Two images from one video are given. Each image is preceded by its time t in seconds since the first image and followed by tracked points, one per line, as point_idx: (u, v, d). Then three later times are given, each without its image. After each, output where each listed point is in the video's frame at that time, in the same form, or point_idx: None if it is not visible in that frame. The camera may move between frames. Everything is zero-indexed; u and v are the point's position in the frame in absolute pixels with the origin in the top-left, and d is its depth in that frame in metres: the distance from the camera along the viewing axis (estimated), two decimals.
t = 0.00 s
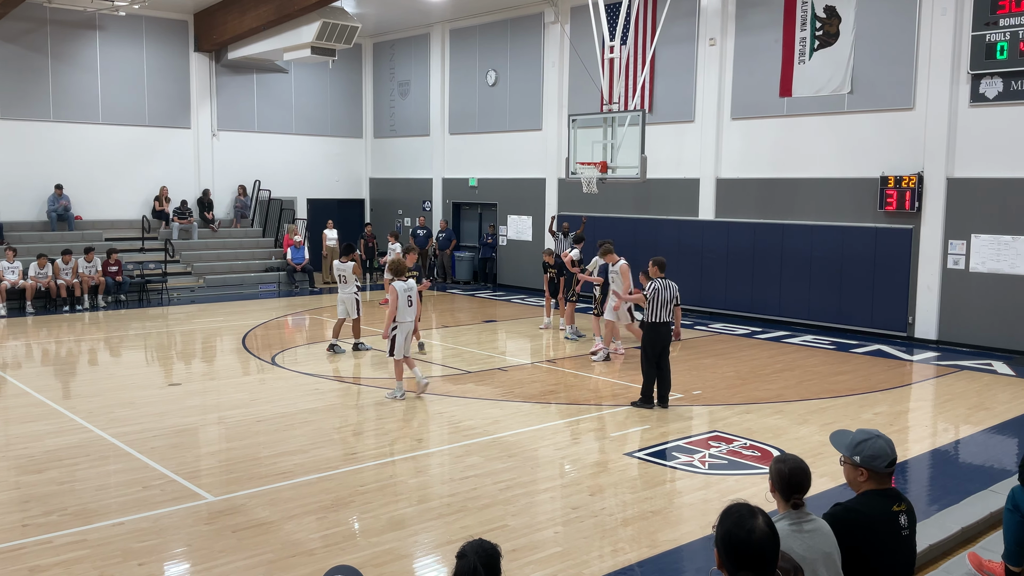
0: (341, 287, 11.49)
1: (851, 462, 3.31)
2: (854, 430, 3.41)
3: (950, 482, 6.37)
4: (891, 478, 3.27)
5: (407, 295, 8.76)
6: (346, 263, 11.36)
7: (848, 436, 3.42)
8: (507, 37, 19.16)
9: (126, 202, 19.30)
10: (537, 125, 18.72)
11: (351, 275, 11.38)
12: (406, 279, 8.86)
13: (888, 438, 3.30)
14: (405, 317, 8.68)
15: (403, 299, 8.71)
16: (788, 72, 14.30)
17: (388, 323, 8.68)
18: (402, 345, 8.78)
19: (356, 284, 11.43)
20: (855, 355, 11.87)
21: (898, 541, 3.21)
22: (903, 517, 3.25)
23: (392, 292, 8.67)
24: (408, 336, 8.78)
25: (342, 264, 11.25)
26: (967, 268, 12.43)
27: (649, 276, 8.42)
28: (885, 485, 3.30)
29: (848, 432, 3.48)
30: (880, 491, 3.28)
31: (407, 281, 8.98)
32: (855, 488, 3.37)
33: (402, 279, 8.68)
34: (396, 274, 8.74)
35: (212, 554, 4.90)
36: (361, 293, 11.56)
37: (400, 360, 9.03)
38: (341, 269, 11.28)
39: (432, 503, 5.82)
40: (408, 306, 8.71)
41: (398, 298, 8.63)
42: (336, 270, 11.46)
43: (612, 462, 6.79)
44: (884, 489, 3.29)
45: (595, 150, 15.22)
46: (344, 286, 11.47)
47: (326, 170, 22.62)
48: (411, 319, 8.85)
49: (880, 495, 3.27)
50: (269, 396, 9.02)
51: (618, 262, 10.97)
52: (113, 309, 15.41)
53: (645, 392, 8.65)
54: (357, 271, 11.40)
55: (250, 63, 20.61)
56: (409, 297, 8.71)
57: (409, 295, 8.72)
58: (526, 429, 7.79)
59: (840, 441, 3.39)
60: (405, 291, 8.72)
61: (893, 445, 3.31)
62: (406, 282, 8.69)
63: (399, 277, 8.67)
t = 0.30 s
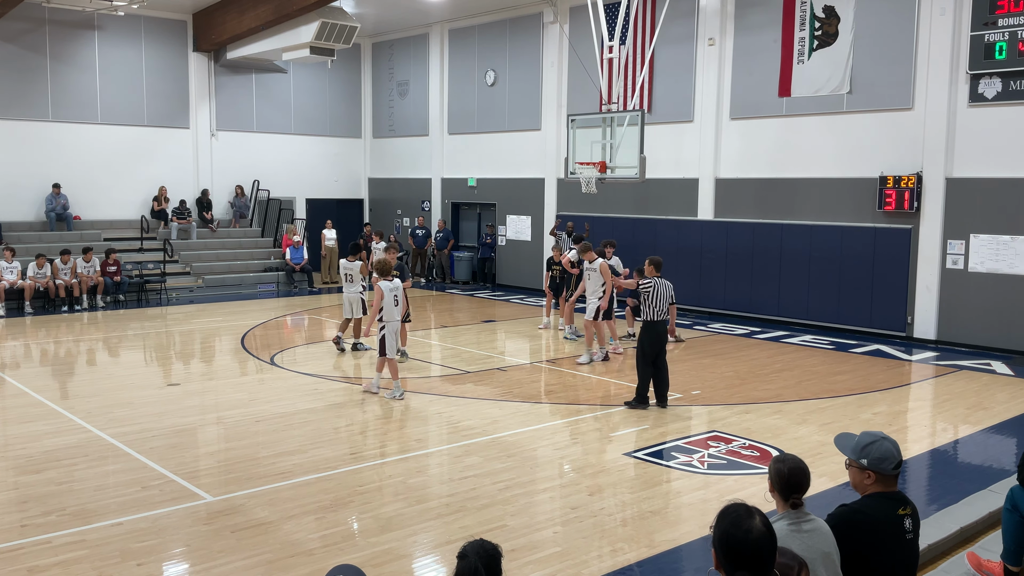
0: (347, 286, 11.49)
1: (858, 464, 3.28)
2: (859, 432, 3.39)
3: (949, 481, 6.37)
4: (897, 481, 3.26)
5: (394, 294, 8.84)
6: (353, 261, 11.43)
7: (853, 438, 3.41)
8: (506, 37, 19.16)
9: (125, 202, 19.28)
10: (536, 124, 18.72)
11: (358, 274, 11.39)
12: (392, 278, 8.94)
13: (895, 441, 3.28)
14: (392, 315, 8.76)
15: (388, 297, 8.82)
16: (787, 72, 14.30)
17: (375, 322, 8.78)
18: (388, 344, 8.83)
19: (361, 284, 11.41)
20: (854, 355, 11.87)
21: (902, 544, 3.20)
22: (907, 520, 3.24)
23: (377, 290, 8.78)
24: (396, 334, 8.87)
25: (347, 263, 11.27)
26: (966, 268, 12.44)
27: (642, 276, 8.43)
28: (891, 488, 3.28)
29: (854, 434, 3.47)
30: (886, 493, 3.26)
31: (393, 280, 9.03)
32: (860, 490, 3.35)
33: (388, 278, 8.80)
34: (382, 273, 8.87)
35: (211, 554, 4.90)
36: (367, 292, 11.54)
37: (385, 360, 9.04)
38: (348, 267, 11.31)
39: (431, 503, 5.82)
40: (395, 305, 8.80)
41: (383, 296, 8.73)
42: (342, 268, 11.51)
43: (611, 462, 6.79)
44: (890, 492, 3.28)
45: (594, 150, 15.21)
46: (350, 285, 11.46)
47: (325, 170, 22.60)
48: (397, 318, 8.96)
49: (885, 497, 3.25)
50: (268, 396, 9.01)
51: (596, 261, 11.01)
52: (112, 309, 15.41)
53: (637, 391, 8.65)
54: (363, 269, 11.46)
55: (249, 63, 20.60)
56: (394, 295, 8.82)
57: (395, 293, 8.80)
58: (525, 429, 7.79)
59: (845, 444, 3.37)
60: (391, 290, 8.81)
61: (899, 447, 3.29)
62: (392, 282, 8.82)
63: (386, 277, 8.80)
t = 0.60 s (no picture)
0: (349, 287, 11.49)
1: (859, 464, 3.30)
2: (861, 433, 3.41)
3: (949, 482, 6.37)
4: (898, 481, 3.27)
5: (377, 294, 8.87)
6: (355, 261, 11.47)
7: (854, 439, 3.42)
8: (505, 37, 19.16)
9: (124, 202, 19.28)
10: (536, 124, 18.72)
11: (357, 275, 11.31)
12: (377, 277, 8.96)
13: (895, 441, 3.30)
14: (374, 315, 8.82)
15: (371, 297, 8.85)
16: (787, 72, 14.30)
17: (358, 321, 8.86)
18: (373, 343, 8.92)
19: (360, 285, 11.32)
20: (854, 355, 11.87)
21: (903, 544, 3.20)
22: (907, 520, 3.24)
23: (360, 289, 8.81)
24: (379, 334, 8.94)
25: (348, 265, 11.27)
26: (965, 268, 12.44)
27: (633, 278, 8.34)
28: (892, 488, 3.29)
29: (854, 434, 3.48)
30: (886, 493, 3.27)
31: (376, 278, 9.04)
32: (861, 490, 3.36)
33: (373, 278, 8.82)
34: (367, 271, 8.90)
35: (211, 554, 4.90)
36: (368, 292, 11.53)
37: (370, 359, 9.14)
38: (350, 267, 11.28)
39: (431, 503, 5.82)
40: (377, 305, 8.84)
41: (365, 295, 8.75)
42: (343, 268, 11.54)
43: (611, 462, 6.79)
44: (890, 492, 3.28)
45: (594, 150, 15.21)
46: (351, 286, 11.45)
47: (325, 169, 22.60)
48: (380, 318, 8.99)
49: (885, 497, 3.26)
50: (268, 396, 9.01)
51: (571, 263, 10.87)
52: (112, 309, 15.40)
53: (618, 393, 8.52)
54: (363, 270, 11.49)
55: (249, 63, 20.61)
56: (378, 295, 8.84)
57: (378, 293, 8.83)
58: (524, 429, 7.79)
59: (846, 444, 3.38)
60: (374, 290, 8.83)
61: (900, 447, 3.30)
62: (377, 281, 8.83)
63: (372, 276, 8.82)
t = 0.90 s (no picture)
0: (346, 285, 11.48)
1: (845, 459, 3.32)
2: (848, 428, 3.42)
3: (949, 481, 6.37)
4: (883, 475, 3.27)
5: (358, 291, 8.92)
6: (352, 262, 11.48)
7: (841, 434, 3.43)
8: (505, 37, 19.16)
9: (125, 202, 19.28)
10: (536, 124, 18.72)
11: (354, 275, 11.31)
12: (362, 275, 8.98)
13: (881, 435, 3.31)
14: (351, 312, 8.90)
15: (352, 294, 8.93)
16: (787, 71, 14.29)
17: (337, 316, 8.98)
18: (351, 339, 9.05)
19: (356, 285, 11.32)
20: (854, 355, 11.86)
21: (890, 537, 3.19)
22: (893, 513, 3.23)
23: (341, 285, 8.90)
24: (356, 330, 9.02)
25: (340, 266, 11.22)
26: (965, 268, 12.44)
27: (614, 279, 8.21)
28: (877, 482, 3.30)
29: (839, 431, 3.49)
30: (872, 487, 3.28)
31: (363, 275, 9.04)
32: (848, 485, 3.37)
33: (355, 276, 8.89)
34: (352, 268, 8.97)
35: (210, 554, 4.90)
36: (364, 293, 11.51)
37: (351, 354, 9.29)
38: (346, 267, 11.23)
39: (431, 503, 5.82)
40: (356, 302, 8.89)
41: (344, 292, 8.85)
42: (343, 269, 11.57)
43: (611, 462, 6.79)
44: (876, 486, 3.29)
45: (594, 150, 15.20)
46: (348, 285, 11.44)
47: (325, 169, 22.59)
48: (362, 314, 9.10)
49: (871, 491, 3.27)
50: (268, 396, 9.01)
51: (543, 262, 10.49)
52: (112, 309, 15.39)
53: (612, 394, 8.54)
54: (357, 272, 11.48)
55: (250, 63, 20.61)
56: (359, 293, 8.93)
57: (358, 291, 8.88)
58: (524, 429, 7.79)
59: (833, 439, 3.40)
60: (355, 288, 8.88)
61: (886, 442, 3.31)
62: (361, 280, 8.90)
63: (356, 274, 8.88)
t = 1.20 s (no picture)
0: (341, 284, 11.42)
1: (820, 455, 3.47)
2: (825, 424, 3.56)
3: (949, 481, 6.37)
4: (860, 468, 3.41)
5: (329, 295, 8.88)
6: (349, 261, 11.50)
7: (821, 431, 3.57)
8: (506, 37, 19.16)
9: (125, 202, 19.28)
10: (536, 124, 18.72)
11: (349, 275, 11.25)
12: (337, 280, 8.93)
13: (855, 430, 3.43)
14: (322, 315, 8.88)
15: (325, 298, 8.93)
16: (788, 71, 14.29)
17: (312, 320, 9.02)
18: (326, 344, 9.00)
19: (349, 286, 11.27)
20: (854, 355, 11.86)
21: (874, 528, 3.35)
22: (876, 503, 3.40)
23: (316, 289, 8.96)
24: (329, 335, 8.95)
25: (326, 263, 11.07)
26: (966, 268, 12.43)
27: (599, 280, 8.34)
28: (856, 475, 3.44)
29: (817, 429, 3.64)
30: (850, 480, 3.43)
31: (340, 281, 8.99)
32: (829, 480, 3.52)
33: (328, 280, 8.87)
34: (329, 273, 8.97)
35: (211, 554, 4.90)
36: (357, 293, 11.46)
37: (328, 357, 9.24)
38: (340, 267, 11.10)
39: (431, 503, 5.82)
40: (326, 306, 8.87)
41: (315, 295, 8.88)
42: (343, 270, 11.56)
43: (611, 462, 6.79)
44: (854, 479, 3.43)
45: (594, 149, 15.20)
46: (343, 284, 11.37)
47: (325, 169, 22.59)
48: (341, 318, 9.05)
49: (851, 485, 3.41)
50: (268, 396, 9.01)
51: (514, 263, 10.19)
52: (113, 309, 15.39)
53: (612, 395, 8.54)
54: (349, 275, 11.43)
55: (250, 63, 20.62)
56: (333, 296, 8.90)
57: (327, 295, 8.84)
58: (524, 429, 7.79)
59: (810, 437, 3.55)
60: (326, 291, 8.87)
61: (860, 435, 3.45)
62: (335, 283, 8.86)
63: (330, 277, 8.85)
